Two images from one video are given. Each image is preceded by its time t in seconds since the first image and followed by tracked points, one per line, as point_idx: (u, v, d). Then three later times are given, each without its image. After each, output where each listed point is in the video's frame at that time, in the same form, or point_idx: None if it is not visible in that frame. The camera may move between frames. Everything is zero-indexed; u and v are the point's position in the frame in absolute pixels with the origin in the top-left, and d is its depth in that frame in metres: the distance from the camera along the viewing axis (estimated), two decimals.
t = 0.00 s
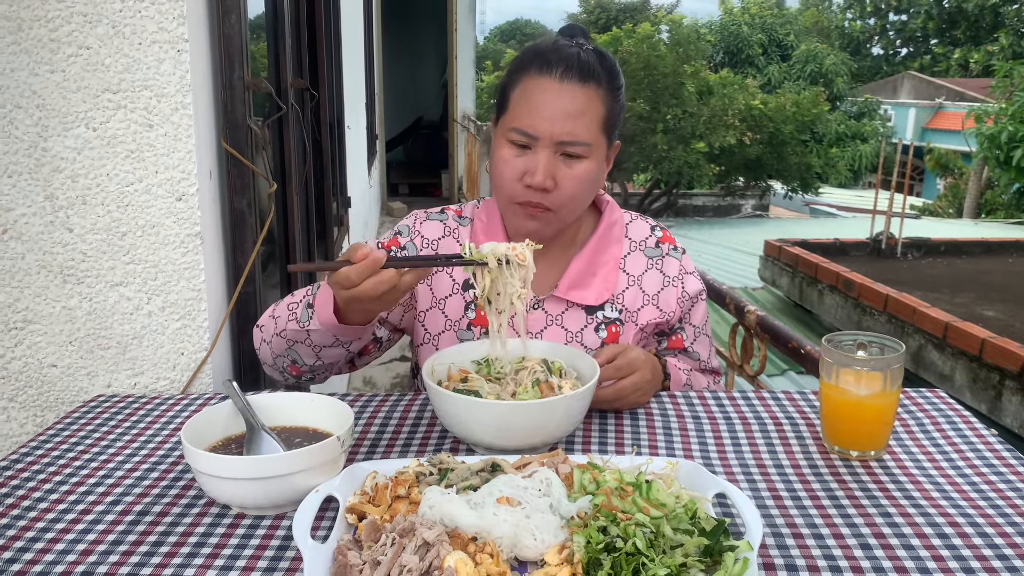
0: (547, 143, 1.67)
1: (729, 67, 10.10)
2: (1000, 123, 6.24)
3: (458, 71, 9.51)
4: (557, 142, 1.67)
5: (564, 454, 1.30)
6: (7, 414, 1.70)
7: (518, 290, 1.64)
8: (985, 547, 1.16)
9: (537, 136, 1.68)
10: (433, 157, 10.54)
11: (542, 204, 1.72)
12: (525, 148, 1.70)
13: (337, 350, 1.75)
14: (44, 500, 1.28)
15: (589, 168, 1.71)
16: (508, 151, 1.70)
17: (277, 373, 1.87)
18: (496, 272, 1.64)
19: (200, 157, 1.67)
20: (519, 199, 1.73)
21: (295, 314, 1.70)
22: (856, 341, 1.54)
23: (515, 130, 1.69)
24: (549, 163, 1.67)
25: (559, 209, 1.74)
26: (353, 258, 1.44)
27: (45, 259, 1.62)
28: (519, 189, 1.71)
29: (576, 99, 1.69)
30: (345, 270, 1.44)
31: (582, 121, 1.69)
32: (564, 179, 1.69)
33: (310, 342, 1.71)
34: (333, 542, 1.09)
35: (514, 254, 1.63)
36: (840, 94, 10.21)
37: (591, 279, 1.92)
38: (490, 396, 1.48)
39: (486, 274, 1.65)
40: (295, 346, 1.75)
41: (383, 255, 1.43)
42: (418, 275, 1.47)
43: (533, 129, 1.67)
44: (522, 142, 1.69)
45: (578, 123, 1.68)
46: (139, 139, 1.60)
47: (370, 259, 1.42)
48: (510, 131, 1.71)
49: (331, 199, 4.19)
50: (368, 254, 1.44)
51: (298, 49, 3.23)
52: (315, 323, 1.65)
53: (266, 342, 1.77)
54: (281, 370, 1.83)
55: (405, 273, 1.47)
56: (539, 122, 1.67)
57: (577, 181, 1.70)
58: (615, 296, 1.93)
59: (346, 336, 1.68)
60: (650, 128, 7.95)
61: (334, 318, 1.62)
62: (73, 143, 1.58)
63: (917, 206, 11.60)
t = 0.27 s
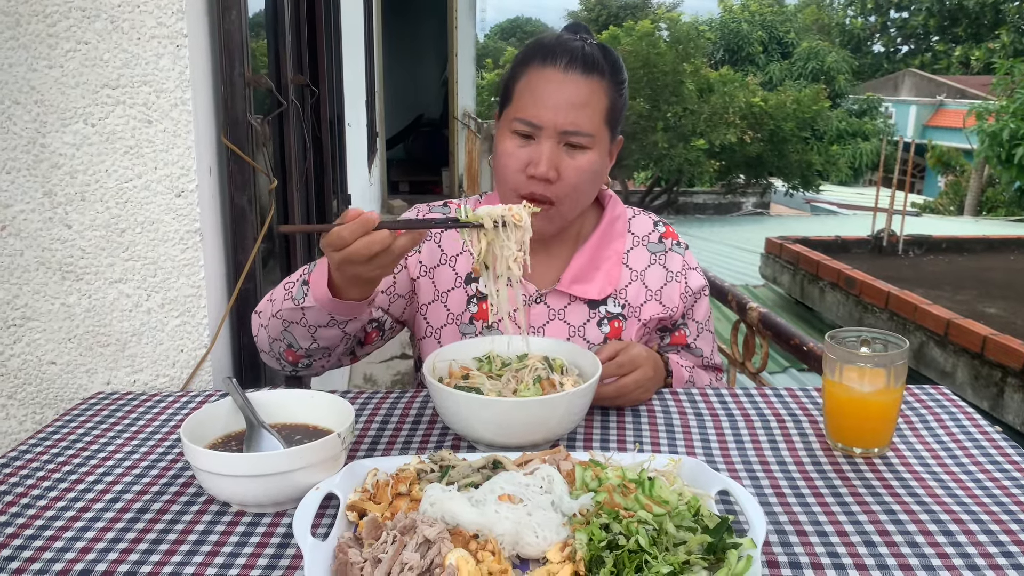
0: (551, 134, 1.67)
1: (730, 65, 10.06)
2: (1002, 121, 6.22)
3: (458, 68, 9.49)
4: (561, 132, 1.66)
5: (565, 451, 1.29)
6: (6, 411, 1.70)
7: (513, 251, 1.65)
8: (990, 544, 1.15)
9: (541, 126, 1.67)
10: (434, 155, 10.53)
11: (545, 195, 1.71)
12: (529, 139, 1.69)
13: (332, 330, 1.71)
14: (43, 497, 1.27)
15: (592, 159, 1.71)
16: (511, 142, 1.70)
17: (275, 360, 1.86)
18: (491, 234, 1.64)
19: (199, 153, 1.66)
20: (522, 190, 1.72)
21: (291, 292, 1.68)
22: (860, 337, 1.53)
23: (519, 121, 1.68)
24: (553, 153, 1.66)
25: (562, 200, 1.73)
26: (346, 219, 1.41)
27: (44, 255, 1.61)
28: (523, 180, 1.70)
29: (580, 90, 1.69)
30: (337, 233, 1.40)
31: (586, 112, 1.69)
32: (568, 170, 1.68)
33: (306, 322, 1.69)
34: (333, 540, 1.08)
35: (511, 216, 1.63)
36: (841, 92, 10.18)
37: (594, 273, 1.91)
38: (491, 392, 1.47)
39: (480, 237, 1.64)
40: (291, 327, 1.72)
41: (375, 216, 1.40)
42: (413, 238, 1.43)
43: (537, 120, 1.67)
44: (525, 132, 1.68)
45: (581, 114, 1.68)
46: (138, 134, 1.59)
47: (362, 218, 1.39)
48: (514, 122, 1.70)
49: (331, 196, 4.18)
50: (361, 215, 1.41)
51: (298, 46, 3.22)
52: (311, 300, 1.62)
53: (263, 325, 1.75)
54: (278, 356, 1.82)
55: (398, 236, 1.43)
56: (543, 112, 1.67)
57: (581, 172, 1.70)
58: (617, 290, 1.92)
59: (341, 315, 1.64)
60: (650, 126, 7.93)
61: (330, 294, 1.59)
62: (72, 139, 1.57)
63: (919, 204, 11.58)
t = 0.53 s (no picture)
0: (553, 133, 1.66)
1: (730, 63, 10.03)
2: (1002, 119, 6.22)
3: (458, 66, 9.48)
4: (563, 131, 1.66)
5: (566, 452, 1.29)
6: (5, 411, 1.69)
7: (509, 253, 1.62)
8: (993, 545, 1.14)
9: (544, 125, 1.66)
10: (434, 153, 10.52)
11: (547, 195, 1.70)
12: (531, 138, 1.68)
13: (333, 335, 1.71)
14: (41, 499, 1.27)
15: (594, 158, 1.70)
16: (514, 141, 1.69)
17: (276, 365, 1.86)
18: (487, 235, 1.61)
19: (198, 152, 1.65)
20: (524, 189, 1.71)
21: (290, 297, 1.69)
22: (862, 337, 1.52)
23: (522, 120, 1.67)
24: (555, 152, 1.66)
25: (564, 199, 1.73)
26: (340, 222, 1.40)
27: (43, 255, 1.61)
28: (525, 179, 1.69)
29: (582, 89, 1.68)
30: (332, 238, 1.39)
31: (589, 111, 1.68)
32: (570, 169, 1.68)
33: (305, 326, 1.69)
34: (333, 541, 1.08)
35: (505, 216, 1.60)
36: (842, 90, 10.16)
37: (595, 272, 1.90)
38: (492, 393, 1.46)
39: (476, 238, 1.62)
40: (292, 331, 1.72)
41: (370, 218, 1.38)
42: (407, 242, 1.41)
43: (540, 119, 1.66)
44: (528, 131, 1.67)
45: (584, 113, 1.67)
46: (137, 133, 1.58)
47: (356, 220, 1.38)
48: (516, 121, 1.69)
49: (331, 194, 4.17)
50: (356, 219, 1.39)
51: (298, 43, 3.20)
52: (309, 305, 1.62)
53: (263, 330, 1.75)
54: (280, 361, 1.82)
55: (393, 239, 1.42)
56: (545, 112, 1.66)
57: (583, 171, 1.69)
58: (619, 289, 1.92)
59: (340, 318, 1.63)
60: (650, 123, 7.92)
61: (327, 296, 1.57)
62: (70, 138, 1.57)
63: (919, 202, 11.57)
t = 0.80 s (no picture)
0: (555, 134, 1.65)
1: (731, 61, 10.01)
2: (1003, 117, 6.21)
3: (459, 65, 9.46)
4: (565, 132, 1.65)
5: (567, 451, 1.28)
6: (4, 410, 1.68)
7: (521, 357, 1.51)
8: (996, 545, 1.13)
9: (545, 127, 1.66)
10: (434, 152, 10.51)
11: (550, 197, 1.70)
12: (533, 140, 1.67)
13: (348, 380, 1.79)
14: (40, 499, 1.26)
15: (596, 159, 1.70)
16: (515, 143, 1.68)
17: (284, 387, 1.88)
18: (495, 339, 1.50)
19: (198, 151, 1.65)
20: (526, 191, 1.71)
21: (303, 350, 1.72)
22: (863, 335, 1.51)
23: (523, 121, 1.67)
24: (557, 154, 1.65)
25: (567, 201, 1.72)
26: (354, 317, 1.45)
27: (42, 254, 1.60)
28: (527, 181, 1.69)
29: (584, 89, 1.67)
30: (346, 330, 1.48)
31: (591, 111, 1.67)
32: (572, 171, 1.67)
33: (322, 376, 1.75)
34: (333, 542, 1.07)
35: (512, 323, 1.51)
36: (842, 89, 10.15)
37: (595, 272, 1.90)
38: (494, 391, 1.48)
39: (482, 340, 1.52)
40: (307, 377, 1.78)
41: (383, 319, 1.45)
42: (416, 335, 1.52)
43: (542, 121, 1.65)
44: (530, 133, 1.67)
45: (586, 113, 1.66)
46: (136, 132, 1.57)
47: (368, 323, 1.44)
48: (518, 122, 1.68)
49: (331, 193, 4.17)
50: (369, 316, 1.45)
51: (298, 42, 3.19)
52: (325, 361, 1.69)
53: (277, 372, 1.78)
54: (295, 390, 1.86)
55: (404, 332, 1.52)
56: (547, 113, 1.65)
57: (585, 172, 1.68)
58: (619, 289, 1.92)
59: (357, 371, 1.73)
60: (650, 122, 7.91)
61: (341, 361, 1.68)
62: (69, 137, 1.56)
63: (920, 200, 11.55)
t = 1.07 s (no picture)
0: (554, 119, 1.66)
1: (731, 59, 10.00)
2: (1004, 116, 6.20)
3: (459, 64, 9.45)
4: (564, 116, 1.66)
5: (569, 451, 1.28)
6: (4, 410, 1.68)
7: (523, 374, 1.50)
8: (998, 544, 1.13)
9: (545, 111, 1.67)
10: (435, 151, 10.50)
11: (546, 181, 1.68)
12: (531, 124, 1.68)
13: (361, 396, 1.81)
14: (40, 499, 1.26)
15: (594, 147, 1.69)
16: (514, 127, 1.68)
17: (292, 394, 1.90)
18: (498, 358, 1.50)
19: (198, 150, 1.64)
20: (522, 176, 1.69)
21: (314, 371, 1.74)
22: (865, 334, 1.50)
23: (523, 106, 1.68)
24: (555, 137, 1.65)
25: (563, 189, 1.70)
26: (361, 335, 1.49)
27: (41, 254, 1.60)
28: (524, 166, 1.68)
29: (584, 76, 1.69)
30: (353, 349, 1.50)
31: (590, 99, 1.69)
32: (570, 155, 1.66)
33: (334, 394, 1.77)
34: (334, 542, 1.07)
35: (517, 343, 1.51)
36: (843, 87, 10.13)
37: (593, 272, 1.89)
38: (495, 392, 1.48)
39: (486, 360, 1.52)
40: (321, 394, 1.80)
41: (389, 337, 1.48)
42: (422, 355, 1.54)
43: (541, 105, 1.66)
44: (529, 117, 1.67)
45: (586, 101, 1.68)
46: (135, 131, 1.57)
47: (375, 341, 1.47)
48: (517, 107, 1.69)
49: (331, 193, 4.17)
50: (376, 335, 1.48)
51: (298, 41, 3.19)
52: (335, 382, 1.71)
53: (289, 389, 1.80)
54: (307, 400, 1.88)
55: (410, 351, 1.52)
56: (546, 98, 1.66)
57: (583, 158, 1.67)
58: (618, 290, 1.91)
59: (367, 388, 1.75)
60: (651, 121, 7.90)
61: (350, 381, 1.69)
62: (68, 136, 1.56)
63: (920, 199, 11.53)
